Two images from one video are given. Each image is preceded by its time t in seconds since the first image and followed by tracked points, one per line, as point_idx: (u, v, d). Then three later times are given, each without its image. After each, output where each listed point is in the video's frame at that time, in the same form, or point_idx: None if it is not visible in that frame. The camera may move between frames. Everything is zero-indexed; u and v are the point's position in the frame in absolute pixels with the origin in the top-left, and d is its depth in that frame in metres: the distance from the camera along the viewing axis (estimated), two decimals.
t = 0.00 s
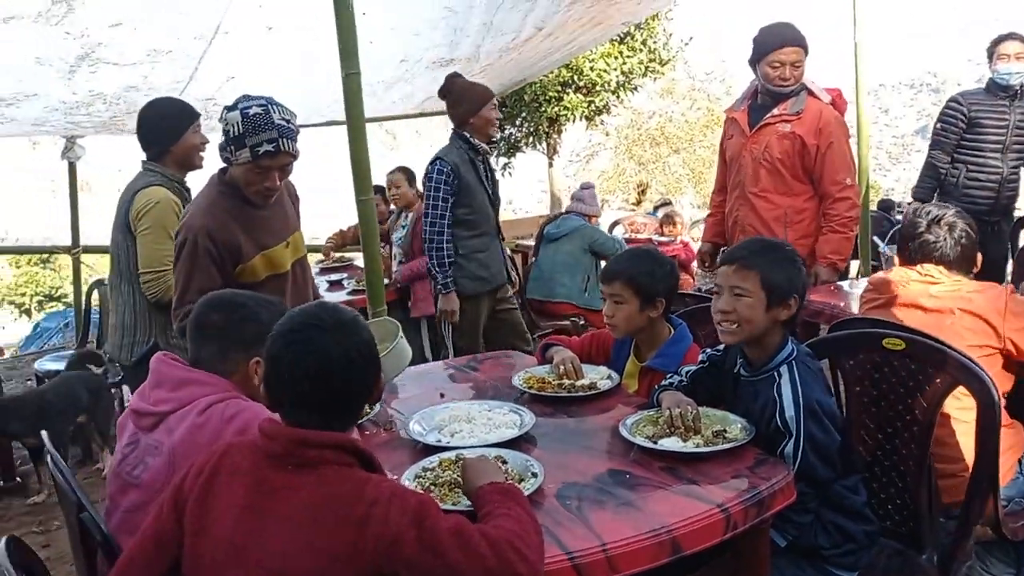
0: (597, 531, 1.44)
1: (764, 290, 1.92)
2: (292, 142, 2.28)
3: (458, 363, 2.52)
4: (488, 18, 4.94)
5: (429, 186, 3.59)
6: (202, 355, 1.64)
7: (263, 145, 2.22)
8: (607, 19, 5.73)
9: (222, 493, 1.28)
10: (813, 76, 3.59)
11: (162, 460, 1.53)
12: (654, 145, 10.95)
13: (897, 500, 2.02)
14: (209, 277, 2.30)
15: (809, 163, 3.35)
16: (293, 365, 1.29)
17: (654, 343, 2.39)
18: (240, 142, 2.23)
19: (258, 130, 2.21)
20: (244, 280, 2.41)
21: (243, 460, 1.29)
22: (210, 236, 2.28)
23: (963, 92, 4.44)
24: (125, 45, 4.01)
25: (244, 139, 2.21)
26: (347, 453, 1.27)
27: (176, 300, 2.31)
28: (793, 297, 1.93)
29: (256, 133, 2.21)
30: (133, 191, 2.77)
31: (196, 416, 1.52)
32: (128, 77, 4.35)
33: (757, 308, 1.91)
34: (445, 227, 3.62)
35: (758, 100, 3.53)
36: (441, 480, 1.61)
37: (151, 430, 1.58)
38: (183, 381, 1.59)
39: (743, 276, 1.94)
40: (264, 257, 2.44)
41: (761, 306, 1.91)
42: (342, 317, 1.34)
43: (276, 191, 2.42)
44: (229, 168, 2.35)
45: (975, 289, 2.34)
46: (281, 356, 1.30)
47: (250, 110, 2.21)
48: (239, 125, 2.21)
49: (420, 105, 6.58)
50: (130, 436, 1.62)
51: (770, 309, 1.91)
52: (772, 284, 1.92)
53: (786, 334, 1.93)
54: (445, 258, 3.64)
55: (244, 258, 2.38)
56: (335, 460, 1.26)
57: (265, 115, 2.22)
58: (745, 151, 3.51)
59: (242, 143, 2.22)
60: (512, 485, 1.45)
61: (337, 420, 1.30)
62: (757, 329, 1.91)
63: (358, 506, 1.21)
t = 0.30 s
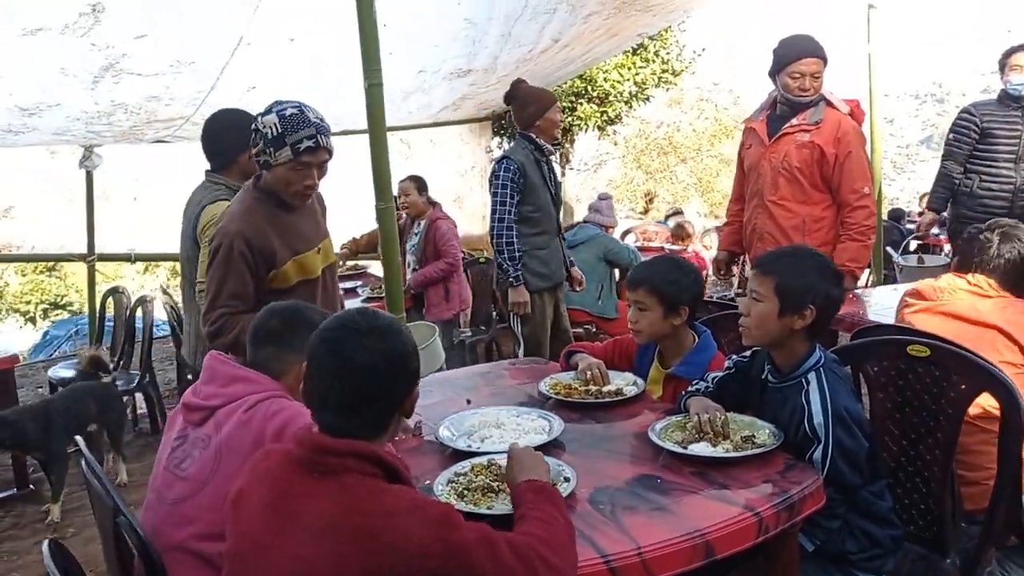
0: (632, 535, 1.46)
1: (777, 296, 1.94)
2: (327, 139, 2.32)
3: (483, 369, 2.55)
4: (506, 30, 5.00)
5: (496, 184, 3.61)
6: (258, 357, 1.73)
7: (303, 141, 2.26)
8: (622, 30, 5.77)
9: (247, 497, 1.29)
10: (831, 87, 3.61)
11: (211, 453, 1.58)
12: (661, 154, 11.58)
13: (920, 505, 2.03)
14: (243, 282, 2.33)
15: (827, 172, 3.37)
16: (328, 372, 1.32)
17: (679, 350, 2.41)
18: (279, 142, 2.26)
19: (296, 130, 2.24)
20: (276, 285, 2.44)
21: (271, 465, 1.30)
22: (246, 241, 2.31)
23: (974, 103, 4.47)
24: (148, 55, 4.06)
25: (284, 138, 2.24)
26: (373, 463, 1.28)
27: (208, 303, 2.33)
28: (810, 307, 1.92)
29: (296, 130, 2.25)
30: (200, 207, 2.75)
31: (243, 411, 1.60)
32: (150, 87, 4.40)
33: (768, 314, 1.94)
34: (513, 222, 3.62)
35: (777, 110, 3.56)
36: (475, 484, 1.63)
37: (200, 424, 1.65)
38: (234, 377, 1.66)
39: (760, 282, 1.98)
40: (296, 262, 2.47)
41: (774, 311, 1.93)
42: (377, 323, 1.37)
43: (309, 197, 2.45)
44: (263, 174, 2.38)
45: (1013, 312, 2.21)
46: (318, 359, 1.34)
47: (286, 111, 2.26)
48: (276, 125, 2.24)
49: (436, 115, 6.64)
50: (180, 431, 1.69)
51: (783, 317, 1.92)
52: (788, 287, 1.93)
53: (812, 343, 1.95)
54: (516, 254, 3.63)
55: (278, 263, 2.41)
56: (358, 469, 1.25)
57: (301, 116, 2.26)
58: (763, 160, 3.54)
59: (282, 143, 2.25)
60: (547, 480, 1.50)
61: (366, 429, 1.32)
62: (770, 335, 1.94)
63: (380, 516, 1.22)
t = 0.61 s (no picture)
0: (629, 533, 1.47)
1: (753, 295, 1.97)
2: (312, 140, 2.34)
3: (464, 376, 2.55)
4: (469, 41, 5.02)
5: (486, 188, 3.62)
6: (246, 367, 1.73)
7: (289, 141, 2.27)
8: (583, 41, 5.83)
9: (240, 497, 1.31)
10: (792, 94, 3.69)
11: (203, 462, 1.56)
12: (617, 166, 11.88)
13: (897, 499, 2.09)
14: (230, 289, 2.30)
15: (791, 177, 3.44)
16: (316, 378, 1.32)
17: (659, 353, 2.44)
18: (265, 143, 2.27)
19: (282, 130, 2.26)
20: (263, 293, 2.41)
21: (265, 466, 1.31)
22: (234, 247, 2.29)
23: (926, 111, 4.60)
24: (107, 68, 3.98)
25: (270, 138, 2.25)
26: (357, 459, 1.28)
27: (194, 311, 2.29)
28: (784, 305, 1.95)
29: (282, 130, 2.26)
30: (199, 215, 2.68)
31: (234, 419, 1.58)
32: (109, 100, 4.32)
33: (745, 314, 1.97)
34: (503, 226, 3.64)
35: (740, 117, 3.63)
36: (469, 489, 1.63)
37: (190, 434, 1.63)
38: (226, 386, 1.65)
39: (737, 282, 2.01)
40: (283, 269, 2.45)
41: (750, 311, 1.96)
42: (363, 325, 1.36)
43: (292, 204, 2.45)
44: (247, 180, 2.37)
45: (995, 309, 2.26)
46: (306, 364, 1.34)
47: (272, 112, 2.28)
48: (262, 126, 2.25)
49: (397, 127, 6.63)
50: (169, 442, 1.66)
51: (759, 315, 1.96)
52: (763, 289, 1.96)
53: (792, 339, 1.98)
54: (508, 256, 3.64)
55: (264, 270, 2.39)
56: (341, 463, 1.26)
57: (286, 117, 2.29)
58: (729, 166, 3.60)
59: (268, 143, 2.26)
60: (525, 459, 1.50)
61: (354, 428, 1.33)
62: (746, 334, 1.98)
63: (360, 505, 1.21)
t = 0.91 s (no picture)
0: (611, 527, 1.49)
1: (731, 309, 1.98)
2: (297, 140, 2.39)
3: (442, 377, 2.56)
4: (440, 44, 5.03)
5: (461, 193, 3.63)
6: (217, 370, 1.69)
7: (279, 141, 2.31)
8: (552, 45, 5.87)
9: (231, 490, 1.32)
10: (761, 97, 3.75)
11: (180, 468, 1.54)
12: (584, 170, 11.99)
13: (869, 491, 2.14)
14: (220, 291, 2.29)
15: (759, 178, 3.50)
16: (294, 374, 1.33)
17: (634, 352, 2.48)
18: (253, 144, 2.29)
19: (269, 131, 2.30)
20: (251, 295, 2.41)
21: (256, 459, 1.32)
22: (224, 249, 2.29)
23: (890, 115, 4.70)
24: (75, 70, 3.93)
25: (259, 139, 2.29)
26: (344, 449, 1.27)
27: (184, 315, 2.27)
28: (763, 316, 1.97)
29: (271, 130, 2.30)
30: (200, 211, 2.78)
31: (211, 424, 1.55)
32: (76, 103, 4.26)
33: (724, 328, 1.98)
34: (479, 229, 3.65)
35: (710, 119, 3.68)
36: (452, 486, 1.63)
37: (165, 438, 1.60)
38: (200, 390, 1.62)
39: (711, 297, 2.02)
40: (269, 271, 2.45)
41: (728, 325, 1.98)
42: (341, 322, 1.36)
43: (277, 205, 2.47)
44: (230, 182, 2.37)
45: (959, 307, 2.33)
46: (289, 363, 1.34)
47: (256, 113, 2.32)
48: (250, 127, 2.28)
49: (367, 130, 6.61)
50: (143, 446, 1.63)
51: (738, 328, 1.98)
52: (738, 302, 1.97)
53: (768, 342, 2.01)
54: (484, 258, 3.65)
55: (252, 272, 2.39)
56: (330, 454, 1.26)
57: (270, 117, 2.33)
58: (698, 168, 3.66)
59: (257, 143, 2.29)
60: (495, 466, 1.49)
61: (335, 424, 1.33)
62: (726, 348, 2.00)
63: (349, 495, 1.22)
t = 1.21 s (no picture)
0: (586, 521, 1.49)
1: (686, 335, 1.96)
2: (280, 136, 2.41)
3: (413, 375, 2.54)
4: (408, 42, 5.01)
5: (426, 190, 3.61)
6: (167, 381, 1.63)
7: (266, 136, 2.33)
8: (520, 44, 5.87)
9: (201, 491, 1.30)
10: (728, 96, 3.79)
11: (138, 480, 1.51)
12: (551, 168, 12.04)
13: (838, 484, 2.18)
14: (200, 284, 2.26)
15: (727, 177, 3.54)
16: (262, 364, 1.32)
17: (606, 348, 2.49)
18: (241, 138, 2.29)
19: (257, 127, 2.31)
20: (230, 290, 2.37)
21: (225, 459, 1.30)
22: (209, 243, 2.26)
23: (852, 115, 4.78)
24: (36, 66, 3.85)
25: (247, 134, 2.29)
26: (314, 445, 1.26)
27: (162, 309, 2.23)
28: (721, 333, 1.96)
29: (259, 125, 2.31)
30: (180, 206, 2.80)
31: (169, 434, 1.52)
32: (36, 98, 4.18)
33: (686, 352, 1.98)
34: (442, 228, 3.65)
35: (678, 118, 3.71)
36: (428, 481, 1.63)
37: (121, 451, 1.55)
38: (155, 402, 1.58)
39: (664, 326, 1.99)
40: (248, 267, 2.42)
41: (689, 346, 1.98)
42: (314, 318, 1.36)
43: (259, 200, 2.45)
44: (213, 177, 2.35)
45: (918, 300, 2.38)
46: (262, 363, 1.32)
47: (242, 109, 2.32)
48: (239, 122, 2.28)
49: (334, 128, 6.56)
50: (96, 457, 1.58)
51: (700, 349, 1.97)
52: (691, 329, 1.96)
53: (734, 345, 2.00)
54: (447, 257, 3.65)
55: (234, 267, 2.36)
56: (302, 452, 1.25)
57: (255, 114, 2.34)
58: (667, 166, 3.68)
59: (246, 138, 2.29)
60: (486, 462, 1.49)
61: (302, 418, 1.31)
62: (695, 367, 2.00)
63: (323, 491, 1.21)
